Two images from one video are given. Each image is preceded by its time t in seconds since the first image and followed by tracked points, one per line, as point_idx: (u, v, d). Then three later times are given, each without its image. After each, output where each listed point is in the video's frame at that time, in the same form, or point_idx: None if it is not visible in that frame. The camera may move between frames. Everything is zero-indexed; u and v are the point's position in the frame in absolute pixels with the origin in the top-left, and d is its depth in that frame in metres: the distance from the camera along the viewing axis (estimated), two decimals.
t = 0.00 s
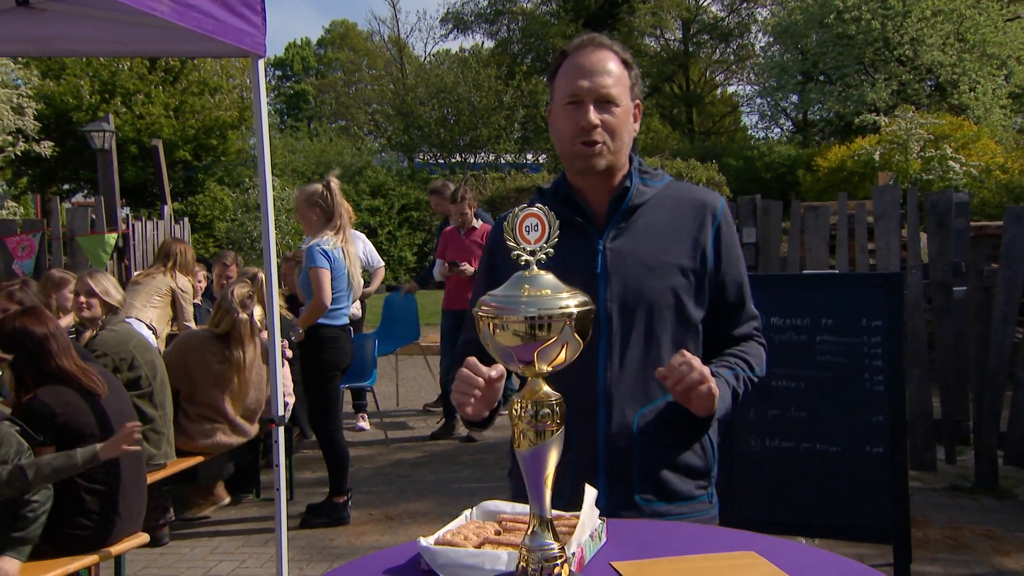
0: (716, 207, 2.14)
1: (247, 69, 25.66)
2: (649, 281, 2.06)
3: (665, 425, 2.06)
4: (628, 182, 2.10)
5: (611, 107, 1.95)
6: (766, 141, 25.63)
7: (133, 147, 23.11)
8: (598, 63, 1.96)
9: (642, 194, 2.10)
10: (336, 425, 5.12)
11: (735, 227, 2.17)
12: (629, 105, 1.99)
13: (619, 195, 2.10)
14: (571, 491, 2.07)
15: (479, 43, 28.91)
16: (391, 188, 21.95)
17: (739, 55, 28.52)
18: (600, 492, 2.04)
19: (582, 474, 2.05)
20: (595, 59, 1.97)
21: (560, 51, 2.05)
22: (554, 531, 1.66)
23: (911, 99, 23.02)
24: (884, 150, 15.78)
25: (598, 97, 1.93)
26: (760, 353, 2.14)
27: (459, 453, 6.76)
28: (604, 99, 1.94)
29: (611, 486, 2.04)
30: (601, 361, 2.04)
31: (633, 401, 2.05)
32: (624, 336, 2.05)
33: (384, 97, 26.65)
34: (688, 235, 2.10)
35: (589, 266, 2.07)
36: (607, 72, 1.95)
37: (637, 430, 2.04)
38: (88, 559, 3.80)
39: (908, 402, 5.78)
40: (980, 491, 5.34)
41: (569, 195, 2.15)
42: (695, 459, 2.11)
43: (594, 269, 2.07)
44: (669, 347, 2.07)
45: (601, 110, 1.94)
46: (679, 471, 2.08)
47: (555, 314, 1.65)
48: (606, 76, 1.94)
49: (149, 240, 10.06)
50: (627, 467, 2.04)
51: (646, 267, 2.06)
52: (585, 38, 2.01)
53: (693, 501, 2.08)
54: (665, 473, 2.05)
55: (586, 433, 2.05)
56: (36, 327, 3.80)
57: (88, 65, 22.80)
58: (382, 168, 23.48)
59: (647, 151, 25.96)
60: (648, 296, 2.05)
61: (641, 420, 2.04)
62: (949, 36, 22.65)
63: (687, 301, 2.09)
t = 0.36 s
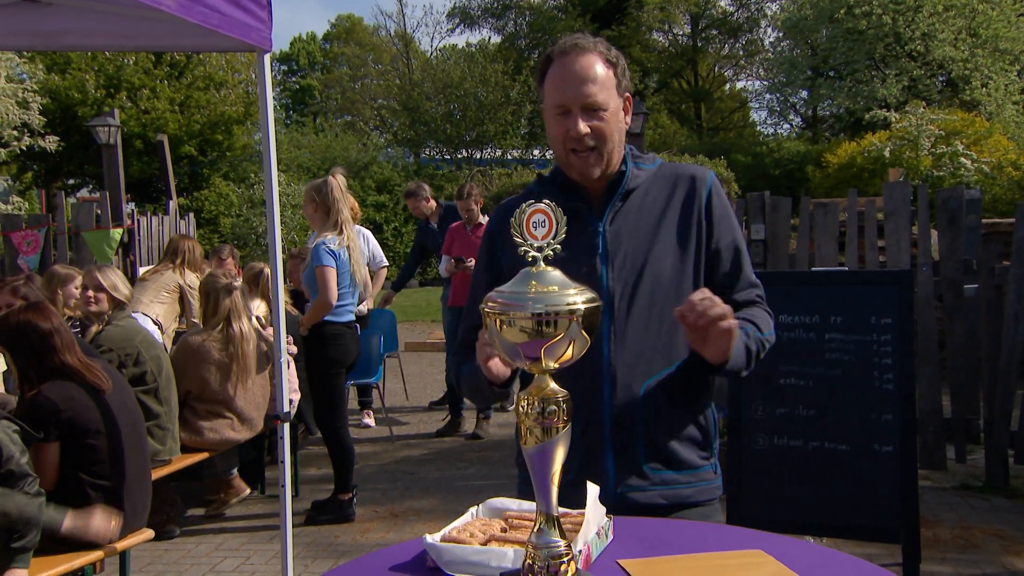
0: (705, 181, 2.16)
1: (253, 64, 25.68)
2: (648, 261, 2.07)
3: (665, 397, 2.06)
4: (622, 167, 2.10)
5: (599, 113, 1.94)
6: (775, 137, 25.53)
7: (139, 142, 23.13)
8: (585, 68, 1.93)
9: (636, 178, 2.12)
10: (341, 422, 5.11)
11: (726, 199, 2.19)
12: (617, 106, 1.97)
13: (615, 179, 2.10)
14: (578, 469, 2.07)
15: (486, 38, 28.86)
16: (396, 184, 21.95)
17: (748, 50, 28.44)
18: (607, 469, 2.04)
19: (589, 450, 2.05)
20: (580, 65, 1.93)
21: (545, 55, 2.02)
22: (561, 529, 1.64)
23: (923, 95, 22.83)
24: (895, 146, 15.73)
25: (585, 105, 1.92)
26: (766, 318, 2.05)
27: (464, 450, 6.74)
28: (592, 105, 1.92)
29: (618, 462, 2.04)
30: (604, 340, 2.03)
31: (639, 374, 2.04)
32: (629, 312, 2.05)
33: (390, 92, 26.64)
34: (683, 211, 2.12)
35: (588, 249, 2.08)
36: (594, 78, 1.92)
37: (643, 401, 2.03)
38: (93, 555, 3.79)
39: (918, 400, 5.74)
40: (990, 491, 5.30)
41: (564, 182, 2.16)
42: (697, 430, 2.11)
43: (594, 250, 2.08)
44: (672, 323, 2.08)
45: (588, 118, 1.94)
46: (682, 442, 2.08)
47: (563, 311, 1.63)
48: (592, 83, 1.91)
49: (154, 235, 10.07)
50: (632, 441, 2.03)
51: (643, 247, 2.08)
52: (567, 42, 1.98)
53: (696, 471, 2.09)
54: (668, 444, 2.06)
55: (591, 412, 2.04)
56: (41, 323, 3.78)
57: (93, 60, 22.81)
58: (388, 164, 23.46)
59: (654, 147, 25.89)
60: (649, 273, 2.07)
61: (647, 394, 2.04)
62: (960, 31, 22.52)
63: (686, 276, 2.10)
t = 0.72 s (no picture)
0: (760, 188, 2.14)
1: (252, 61, 25.64)
2: (702, 268, 2.07)
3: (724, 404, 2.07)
4: (674, 174, 2.10)
5: (644, 121, 1.96)
6: (778, 135, 25.47)
7: (137, 140, 23.10)
8: (629, 75, 1.96)
9: (689, 184, 2.11)
10: (342, 422, 5.08)
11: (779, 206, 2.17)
12: (663, 113, 1.99)
13: (667, 186, 2.10)
14: (643, 474, 2.06)
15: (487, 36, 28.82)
16: (397, 181, 21.89)
17: (750, 47, 28.39)
18: (671, 472, 2.04)
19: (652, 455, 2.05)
20: (624, 73, 1.96)
21: (595, 63, 2.06)
22: (562, 528, 1.62)
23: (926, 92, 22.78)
24: (898, 143, 15.71)
25: (628, 113, 1.95)
26: (816, 327, 2.08)
27: (465, 449, 6.72)
28: (635, 112, 1.95)
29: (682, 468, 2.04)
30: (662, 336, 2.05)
31: (698, 381, 2.06)
32: (685, 318, 2.05)
33: (390, 90, 26.62)
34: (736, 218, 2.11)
35: (642, 256, 2.08)
36: (638, 86, 1.95)
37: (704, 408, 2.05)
38: (92, 555, 3.79)
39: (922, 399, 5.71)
40: (994, 490, 5.27)
41: (618, 189, 2.16)
42: (749, 434, 2.12)
43: (647, 258, 2.08)
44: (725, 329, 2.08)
45: (632, 125, 1.96)
46: (741, 448, 2.09)
47: (564, 309, 1.60)
48: (636, 92, 1.95)
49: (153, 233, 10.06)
50: (694, 446, 2.05)
51: (696, 254, 2.07)
52: (614, 49, 2.01)
53: (753, 477, 2.10)
54: (727, 449, 2.07)
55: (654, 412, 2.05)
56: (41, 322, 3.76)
57: (91, 57, 22.77)
58: (388, 162, 23.41)
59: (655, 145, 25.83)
60: (702, 281, 2.07)
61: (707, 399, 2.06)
62: (964, 28, 22.48)
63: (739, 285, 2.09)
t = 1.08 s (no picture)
0: (799, 194, 2.01)
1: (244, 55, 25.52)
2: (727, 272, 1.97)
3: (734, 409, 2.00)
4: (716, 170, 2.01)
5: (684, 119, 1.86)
6: (774, 130, 25.48)
7: (129, 135, 23.00)
8: (667, 74, 1.86)
9: (731, 183, 2.02)
10: (337, 419, 5.04)
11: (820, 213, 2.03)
12: (703, 112, 1.89)
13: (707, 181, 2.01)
14: (641, 471, 2.02)
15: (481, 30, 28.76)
16: (390, 177, 21.83)
17: (745, 43, 28.37)
18: (671, 472, 1.99)
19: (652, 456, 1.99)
20: (661, 70, 1.86)
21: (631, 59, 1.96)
22: (556, 525, 1.59)
23: (922, 88, 22.80)
24: (895, 140, 15.74)
25: (665, 111, 1.85)
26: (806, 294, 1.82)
27: (460, 446, 6.70)
28: (674, 108, 1.85)
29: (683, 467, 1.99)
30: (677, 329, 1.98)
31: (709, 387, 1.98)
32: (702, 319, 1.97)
33: (384, 85, 26.56)
34: (766, 217, 1.98)
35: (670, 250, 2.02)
36: (675, 84, 1.85)
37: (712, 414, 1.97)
38: (82, 553, 3.75)
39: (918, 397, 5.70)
40: (989, 487, 5.27)
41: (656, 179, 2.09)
42: (763, 442, 2.04)
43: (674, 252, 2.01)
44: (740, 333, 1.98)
45: (671, 123, 1.85)
46: (747, 453, 2.02)
47: (556, 305, 1.58)
48: (675, 89, 1.85)
49: (144, 228, 10.00)
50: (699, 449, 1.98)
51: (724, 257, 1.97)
52: (651, 43, 1.90)
53: (760, 485, 2.04)
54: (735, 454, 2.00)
55: (661, 410, 1.99)
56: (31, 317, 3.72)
57: (81, 51, 22.62)
58: (382, 158, 23.36)
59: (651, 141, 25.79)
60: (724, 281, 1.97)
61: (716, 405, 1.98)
62: (961, 23, 22.49)
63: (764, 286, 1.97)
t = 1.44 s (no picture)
0: (814, 198, 1.95)
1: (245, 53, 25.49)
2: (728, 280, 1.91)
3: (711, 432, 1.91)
4: (721, 167, 1.96)
5: (697, 100, 1.82)
6: (778, 128, 25.45)
7: (129, 132, 22.99)
8: (682, 49, 1.81)
9: (737, 181, 1.96)
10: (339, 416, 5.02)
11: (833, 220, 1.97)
12: (718, 93, 1.85)
13: (709, 180, 1.96)
14: (619, 479, 2.01)
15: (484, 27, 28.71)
16: (392, 175, 21.79)
17: (749, 39, 28.33)
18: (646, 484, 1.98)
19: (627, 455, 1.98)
20: (676, 45, 1.82)
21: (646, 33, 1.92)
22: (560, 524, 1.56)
23: (928, 85, 22.78)
24: (898, 137, 15.34)
25: (678, 91, 1.80)
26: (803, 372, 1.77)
27: (462, 445, 6.68)
28: (686, 89, 1.81)
29: (660, 492, 1.97)
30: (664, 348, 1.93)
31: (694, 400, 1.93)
32: (694, 325, 1.91)
33: (386, 82, 26.53)
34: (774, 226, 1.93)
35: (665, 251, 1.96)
36: (690, 62, 1.81)
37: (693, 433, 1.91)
38: (83, 553, 3.73)
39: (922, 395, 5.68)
40: (994, 486, 5.24)
41: (658, 173, 2.03)
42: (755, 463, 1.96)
43: (669, 254, 1.95)
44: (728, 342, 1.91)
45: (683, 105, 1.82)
46: (733, 476, 1.95)
47: (560, 303, 1.56)
48: (689, 66, 1.80)
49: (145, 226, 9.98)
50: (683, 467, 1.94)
51: (723, 264, 1.92)
52: (666, 18, 1.86)
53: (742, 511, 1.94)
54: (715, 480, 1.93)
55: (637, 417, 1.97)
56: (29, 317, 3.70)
57: (81, 48, 22.58)
58: (384, 155, 23.34)
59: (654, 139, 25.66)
60: (723, 292, 1.91)
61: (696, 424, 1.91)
62: (967, 19, 22.47)
63: (765, 304, 1.92)
